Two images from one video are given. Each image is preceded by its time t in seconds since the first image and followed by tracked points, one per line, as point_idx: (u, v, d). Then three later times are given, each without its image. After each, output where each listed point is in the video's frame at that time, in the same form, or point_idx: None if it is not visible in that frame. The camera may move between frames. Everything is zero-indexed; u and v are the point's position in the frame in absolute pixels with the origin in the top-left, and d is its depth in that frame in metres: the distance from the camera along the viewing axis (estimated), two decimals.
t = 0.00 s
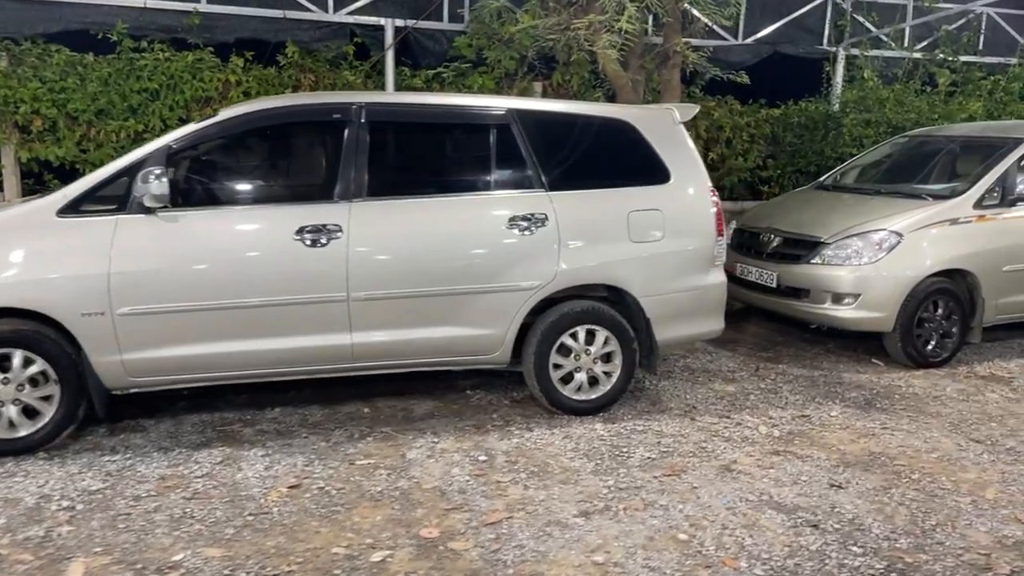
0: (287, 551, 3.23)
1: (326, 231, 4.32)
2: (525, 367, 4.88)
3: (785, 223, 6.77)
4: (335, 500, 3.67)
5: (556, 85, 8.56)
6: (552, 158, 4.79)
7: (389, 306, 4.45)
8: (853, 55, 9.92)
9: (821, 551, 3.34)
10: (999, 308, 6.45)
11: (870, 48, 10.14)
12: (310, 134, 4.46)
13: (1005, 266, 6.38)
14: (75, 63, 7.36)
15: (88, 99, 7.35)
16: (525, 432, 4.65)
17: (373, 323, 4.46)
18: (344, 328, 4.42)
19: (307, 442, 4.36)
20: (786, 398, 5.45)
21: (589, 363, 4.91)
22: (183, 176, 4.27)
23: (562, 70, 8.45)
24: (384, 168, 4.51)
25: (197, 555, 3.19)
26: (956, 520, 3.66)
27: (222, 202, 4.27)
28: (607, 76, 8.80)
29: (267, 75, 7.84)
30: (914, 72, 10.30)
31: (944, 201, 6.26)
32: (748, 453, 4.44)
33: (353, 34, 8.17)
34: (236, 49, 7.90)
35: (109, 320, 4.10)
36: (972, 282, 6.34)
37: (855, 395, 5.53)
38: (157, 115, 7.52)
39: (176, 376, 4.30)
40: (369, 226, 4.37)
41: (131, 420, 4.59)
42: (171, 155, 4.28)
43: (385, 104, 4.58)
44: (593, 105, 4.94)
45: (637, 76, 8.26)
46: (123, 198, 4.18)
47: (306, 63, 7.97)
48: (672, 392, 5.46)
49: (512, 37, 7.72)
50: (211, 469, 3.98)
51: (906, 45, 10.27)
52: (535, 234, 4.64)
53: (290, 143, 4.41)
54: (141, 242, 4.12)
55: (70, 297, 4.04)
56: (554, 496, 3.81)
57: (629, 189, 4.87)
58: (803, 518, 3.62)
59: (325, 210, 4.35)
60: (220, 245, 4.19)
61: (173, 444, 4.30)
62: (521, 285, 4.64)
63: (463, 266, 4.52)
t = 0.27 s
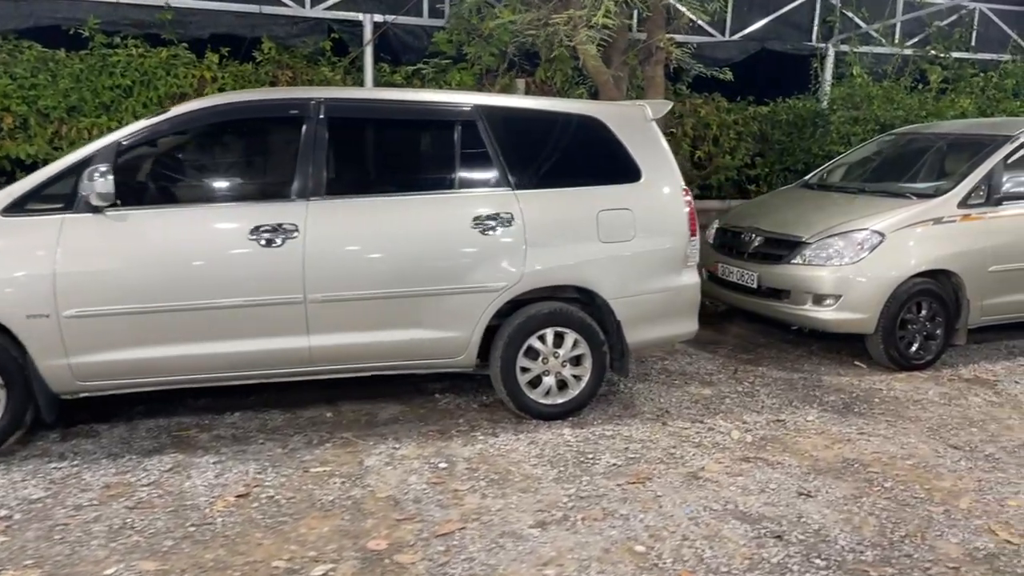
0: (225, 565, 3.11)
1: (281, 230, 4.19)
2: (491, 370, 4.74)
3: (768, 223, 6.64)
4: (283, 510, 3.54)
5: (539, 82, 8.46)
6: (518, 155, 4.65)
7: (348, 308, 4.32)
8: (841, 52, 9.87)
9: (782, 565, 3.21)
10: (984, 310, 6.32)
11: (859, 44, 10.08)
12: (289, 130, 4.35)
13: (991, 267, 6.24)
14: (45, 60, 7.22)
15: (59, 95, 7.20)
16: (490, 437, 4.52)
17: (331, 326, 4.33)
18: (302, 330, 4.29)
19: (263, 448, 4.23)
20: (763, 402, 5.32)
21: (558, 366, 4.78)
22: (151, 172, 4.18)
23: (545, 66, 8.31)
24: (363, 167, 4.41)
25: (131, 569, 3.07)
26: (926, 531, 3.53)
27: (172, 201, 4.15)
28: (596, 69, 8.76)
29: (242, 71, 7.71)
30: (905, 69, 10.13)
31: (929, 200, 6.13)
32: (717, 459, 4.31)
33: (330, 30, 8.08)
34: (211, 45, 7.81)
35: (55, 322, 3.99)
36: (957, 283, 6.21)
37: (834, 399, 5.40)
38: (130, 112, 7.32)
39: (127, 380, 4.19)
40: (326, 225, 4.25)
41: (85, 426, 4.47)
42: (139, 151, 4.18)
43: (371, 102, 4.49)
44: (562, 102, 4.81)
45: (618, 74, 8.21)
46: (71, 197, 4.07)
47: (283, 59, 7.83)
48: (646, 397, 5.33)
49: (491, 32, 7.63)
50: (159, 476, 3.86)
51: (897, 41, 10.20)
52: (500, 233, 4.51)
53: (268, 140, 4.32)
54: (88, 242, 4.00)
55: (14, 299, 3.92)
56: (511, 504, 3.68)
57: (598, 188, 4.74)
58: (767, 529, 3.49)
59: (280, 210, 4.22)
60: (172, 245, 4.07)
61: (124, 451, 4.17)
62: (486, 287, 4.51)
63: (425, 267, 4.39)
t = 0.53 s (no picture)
0: None
1: (240, 234, 4.10)
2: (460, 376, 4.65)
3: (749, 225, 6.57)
4: (235, 522, 3.44)
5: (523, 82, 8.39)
6: (487, 157, 4.56)
7: (310, 313, 4.23)
8: (831, 52, 9.85)
9: None
10: (967, 314, 6.24)
11: (848, 44, 10.04)
12: (250, 131, 4.26)
13: (974, 271, 6.15)
14: (20, 59, 7.12)
15: (33, 95, 7.11)
16: (457, 445, 4.42)
17: (293, 332, 4.24)
18: (264, 336, 4.20)
19: (224, 456, 4.14)
20: (740, 409, 5.24)
21: (528, 372, 4.69)
22: (120, 172, 4.10)
23: (530, 66, 8.22)
24: (344, 173, 4.34)
25: None
26: (895, 544, 3.43)
27: (129, 203, 4.07)
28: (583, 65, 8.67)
29: (222, 71, 7.63)
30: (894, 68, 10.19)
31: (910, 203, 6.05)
32: (687, 469, 4.22)
33: (310, 29, 7.99)
34: (189, 44, 7.72)
35: (8, 328, 3.91)
36: (940, 287, 6.13)
37: (812, 405, 5.31)
38: (106, 113, 7.25)
39: (83, 386, 4.10)
40: (286, 229, 4.15)
41: (43, 433, 4.37)
42: (105, 152, 4.10)
43: (350, 102, 4.41)
44: (533, 103, 4.71)
45: (603, 73, 8.12)
46: (26, 200, 3.99)
47: (263, 59, 7.75)
48: (620, 404, 5.24)
49: (472, 31, 7.52)
50: (113, 486, 3.76)
51: (886, 42, 10.17)
52: (468, 237, 4.42)
53: (248, 141, 4.25)
54: (41, 245, 3.91)
55: None
56: (472, 515, 3.58)
57: (569, 190, 4.65)
58: (732, 542, 3.41)
59: (240, 213, 4.13)
60: (128, 249, 3.98)
61: (81, 459, 4.08)
62: (453, 291, 4.41)
63: (389, 272, 4.29)
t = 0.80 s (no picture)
0: None
1: (194, 236, 4.04)
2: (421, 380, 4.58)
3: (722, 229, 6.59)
4: (180, 530, 3.39)
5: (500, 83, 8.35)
6: (449, 159, 4.52)
7: (266, 317, 4.17)
8: (811, 54, 9.90)
9: None
10: (938, 317, 6.25)
11: (828, 46, 10.06)
12: (204, 131, 4.21)
13: (945, 274, 6.15)
14: None
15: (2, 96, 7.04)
16: (416, 449, 4.37)
17: (249, 335, 4.18)
18: (219, 340, 4.14)
19: (177, 462, 4.08)
20: (707, 413, 5.20)
21: (491, 376, 4.63)
22: (83, 172, 4.05)
23: (507, 67, 8.17)
24: (318, 177, 4.31)
25: None
26: (850, 550, 3.39)
27: (80, 204, 4.01)
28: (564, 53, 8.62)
29: (194, 71, 7.58)
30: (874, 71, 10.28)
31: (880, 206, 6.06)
32: (647, 474, 4.18)
33: (283, 29, 7.93)
34: (161, 45, 7.66)
35: None
36: (911, 289, 6.14)
37: (779, 409, 5.28)
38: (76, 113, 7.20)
39: (35, 390, 4.04)
40: (241, 231, 4.09)
41: None
42: (64, 155, 4.04)
43: (317, 103, 4.38)
44: (496, 104, 4.67)
45: (579, 74, 8.09)
46: None
47: (236, 60, 7.71)
48: (587, 409, 5.20)
49: (445, 31, 7.47)
50: (59, 493, 3.70)
51: (866, 44, 10.21)
52: (429, 239, 4.36)
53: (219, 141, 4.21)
54: None
55: None
56: (423, 522, 3.53)
57: (529, 192, 4.61)
58: (684, 549, 3.36)
59: (193, 215, 4.07)
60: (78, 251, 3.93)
61: (31, 465, 4.01)
62: (413, 294, 4.36)
63: (347, 275, 4.24)
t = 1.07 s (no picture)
0: None
1: (127, 242, 3.97)
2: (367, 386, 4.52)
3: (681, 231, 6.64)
4: (106, 545, 3.32)
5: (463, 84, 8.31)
6: (393, 162, 4.47)
7: (203, 323, 4.10)
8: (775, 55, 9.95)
9: None
10: (894, 319, 6.32)
11: (792, 48, 10.11)
12: (138, 134, 4.18)
13: (899, 276, 6.23)
14: None
15: None
16: (360, 456, 4.31)
17: (185, 342, 4.11)
18: (154, 346, 4.08)
19: (112, 472, 4.01)
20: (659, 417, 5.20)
21: (438, 381, 4.56)
22: (27, 173, 4.05)
23: (470, 68, 8.13)
24: (278, 181, 4.29)
25: None
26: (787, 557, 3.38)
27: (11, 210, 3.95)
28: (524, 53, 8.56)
29: (151, 72, 7.48)
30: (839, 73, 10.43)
31: (834, 209, 6.13)
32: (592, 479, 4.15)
33: (241, 29, 7.84)
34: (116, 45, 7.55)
35: None
36: (865, 291, 6.22)
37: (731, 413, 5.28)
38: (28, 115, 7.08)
39: None
40: (177, 237, 4.03)
41: None
42: (6, 157, 4.04)
43: (260, 105, 4.33)
44: (443, 106, 4.61)
45: (542, 77, 8.08)
46: None
47: (193, 60, 7.62)
48: (539, 413, 5.16)
49: (404, 32, 7.39)
50: None
51: (831, 45, 10.27)
52: (371, 243, 4.29)
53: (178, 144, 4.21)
54: None
55: None
56: (358, 531, 3.48)
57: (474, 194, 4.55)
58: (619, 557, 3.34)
59: (126, 220, 4.01)
60: (8, 258, 3.86)
61: None
62: (355, 300, 4.30)
63: (287, 280, 4.17)
